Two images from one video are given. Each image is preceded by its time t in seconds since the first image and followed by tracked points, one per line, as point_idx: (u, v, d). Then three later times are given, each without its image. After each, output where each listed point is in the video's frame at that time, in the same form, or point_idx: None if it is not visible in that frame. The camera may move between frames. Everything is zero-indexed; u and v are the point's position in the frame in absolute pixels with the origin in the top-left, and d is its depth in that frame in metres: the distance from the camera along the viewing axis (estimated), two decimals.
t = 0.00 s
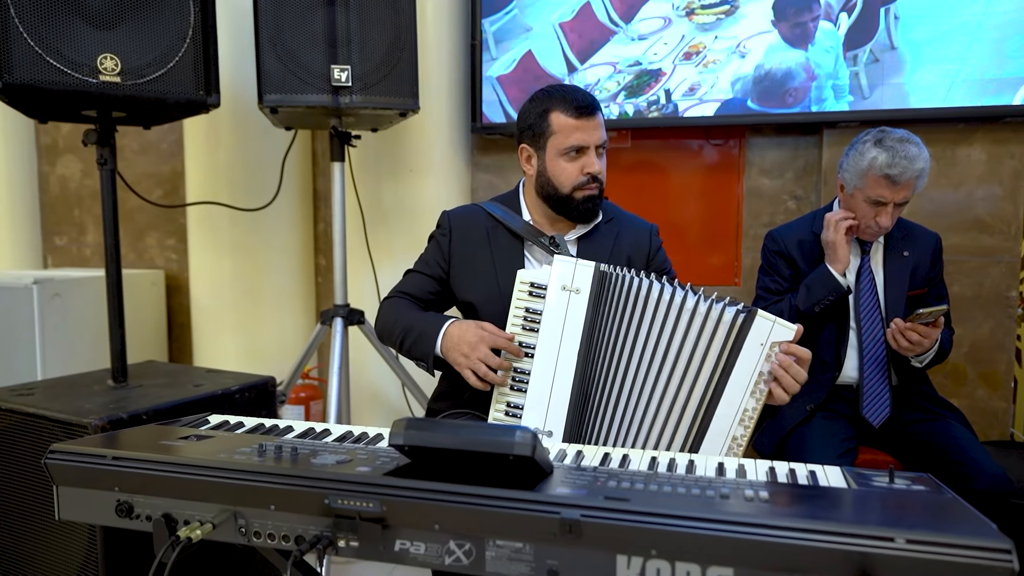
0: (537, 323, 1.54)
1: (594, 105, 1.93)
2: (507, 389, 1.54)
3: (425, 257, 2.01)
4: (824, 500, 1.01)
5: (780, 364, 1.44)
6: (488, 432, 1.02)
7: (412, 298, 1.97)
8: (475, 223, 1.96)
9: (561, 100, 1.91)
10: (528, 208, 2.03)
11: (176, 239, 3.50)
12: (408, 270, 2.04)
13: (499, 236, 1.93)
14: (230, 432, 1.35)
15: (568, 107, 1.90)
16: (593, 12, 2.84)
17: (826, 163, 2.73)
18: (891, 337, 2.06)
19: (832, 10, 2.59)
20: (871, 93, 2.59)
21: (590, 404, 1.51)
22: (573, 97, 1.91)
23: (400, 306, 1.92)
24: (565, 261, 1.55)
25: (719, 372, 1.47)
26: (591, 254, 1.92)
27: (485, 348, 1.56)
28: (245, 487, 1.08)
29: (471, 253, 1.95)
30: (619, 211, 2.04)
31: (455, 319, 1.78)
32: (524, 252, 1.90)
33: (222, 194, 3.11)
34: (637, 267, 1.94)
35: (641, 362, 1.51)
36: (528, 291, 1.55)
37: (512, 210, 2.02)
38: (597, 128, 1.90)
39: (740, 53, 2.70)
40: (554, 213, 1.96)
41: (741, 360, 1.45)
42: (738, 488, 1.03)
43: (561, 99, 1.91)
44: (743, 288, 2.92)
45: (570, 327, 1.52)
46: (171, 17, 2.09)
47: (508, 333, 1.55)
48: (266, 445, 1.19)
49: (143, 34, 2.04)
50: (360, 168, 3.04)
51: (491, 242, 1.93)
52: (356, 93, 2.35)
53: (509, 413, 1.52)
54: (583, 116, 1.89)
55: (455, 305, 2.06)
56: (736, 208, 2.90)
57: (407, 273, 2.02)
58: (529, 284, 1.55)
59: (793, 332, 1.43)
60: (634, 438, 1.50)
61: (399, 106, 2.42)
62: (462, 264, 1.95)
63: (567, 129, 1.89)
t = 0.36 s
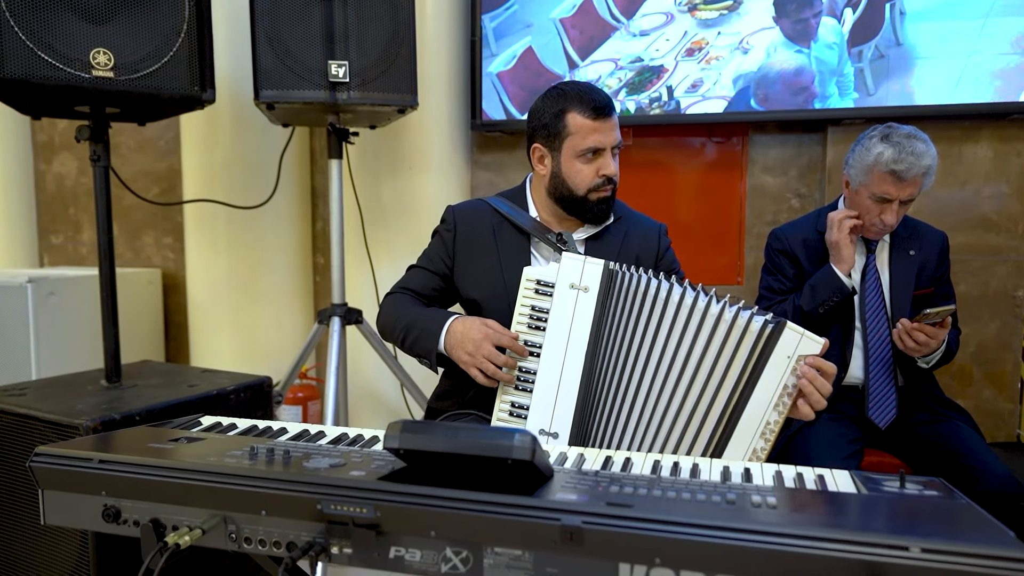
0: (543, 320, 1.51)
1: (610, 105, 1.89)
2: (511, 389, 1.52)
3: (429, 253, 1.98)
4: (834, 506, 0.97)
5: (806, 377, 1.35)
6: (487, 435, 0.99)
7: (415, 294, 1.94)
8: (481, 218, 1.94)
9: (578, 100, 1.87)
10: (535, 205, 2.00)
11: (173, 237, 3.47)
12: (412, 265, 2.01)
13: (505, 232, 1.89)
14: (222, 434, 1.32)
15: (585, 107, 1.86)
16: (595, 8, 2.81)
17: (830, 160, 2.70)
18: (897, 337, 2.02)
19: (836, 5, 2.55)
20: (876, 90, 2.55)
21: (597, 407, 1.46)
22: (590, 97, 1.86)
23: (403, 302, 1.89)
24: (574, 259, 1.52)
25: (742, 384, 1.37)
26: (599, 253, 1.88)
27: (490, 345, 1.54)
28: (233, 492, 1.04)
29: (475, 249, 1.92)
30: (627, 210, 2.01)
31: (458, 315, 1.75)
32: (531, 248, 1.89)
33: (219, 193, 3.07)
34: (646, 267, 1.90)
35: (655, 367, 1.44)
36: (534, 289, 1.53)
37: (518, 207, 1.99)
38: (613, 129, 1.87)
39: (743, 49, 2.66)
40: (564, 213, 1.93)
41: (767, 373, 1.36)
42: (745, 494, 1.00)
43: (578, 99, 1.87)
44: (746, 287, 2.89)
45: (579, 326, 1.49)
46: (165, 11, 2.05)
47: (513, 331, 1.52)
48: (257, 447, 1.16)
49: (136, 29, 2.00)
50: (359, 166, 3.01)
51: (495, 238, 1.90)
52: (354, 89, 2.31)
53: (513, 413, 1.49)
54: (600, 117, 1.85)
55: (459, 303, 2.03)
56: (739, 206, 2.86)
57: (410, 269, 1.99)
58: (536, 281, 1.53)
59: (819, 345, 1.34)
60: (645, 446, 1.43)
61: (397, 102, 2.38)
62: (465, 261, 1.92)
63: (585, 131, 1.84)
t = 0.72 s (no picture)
0: (549, 318, 1.49)
1: (620, 98, 1.82)
2: (514, 388, 1.49)
3: (432, 244, 1.92)
4: (858, 517, 0.92)
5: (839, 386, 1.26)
6: (490, 440, 0.94)
7: (417, 285, 1.88)
8: (487, 211, 1.88)
9: (588, 95, 1.80)
10: (543, 201, 1.95)
11: (166, 235, 3.41)
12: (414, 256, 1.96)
13: (512, 226, 1.84)
14: (212, 438, 1.26)
15: (594, 102, 1.79)
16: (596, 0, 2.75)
17: (836, 156, 2.65)
18: (908, 337, 1.96)
19: None
20: (883, 84, 2.50)
21: (606, 410, 1.40)
22: (599, 91, 1.79)
23: (403, 292, 1.84)
24: (582, 256, 1.48)
25: (764, 395, 1.28)
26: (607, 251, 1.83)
27: (491, 341, 1.51)
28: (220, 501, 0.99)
29: (480, 243, 1.86)
30: (638, 205, 1.95)
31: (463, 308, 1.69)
32: (539, 244, 1.83)
33: (213, 189, 3.01)
34: (656, 264, 1.84)
35: (670, 373, 1.35)
36: (541, 286, 1.50)
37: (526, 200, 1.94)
38: (624, 124, 1.80)
39: (748, 43, 2.61)
40: (573, 211, 1.88)
41: (793, 386, 1.26)
42: (762, 502, 0.94)
43: (588, 94, 1.80)
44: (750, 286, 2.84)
45: (587, 326, 1.44)
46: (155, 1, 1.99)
47: (519, 329, 1.50)
48: (247, 453, 1.10)
49: (125, 19, 1.94)
50: (356, 162, 2.94)
51: (501, 230, 1.85)
52: (350, 82, 2.25)
53: (518, 415, 1.46)
54: (609, 112, 1.78)
55: (462, 296, 1.98)
56: (743, 203, 2.81)
57: (413, 260, 1.94)
58: (542, 278, 1.50)
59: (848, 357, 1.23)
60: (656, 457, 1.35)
61: (395, 96, 2.33)
62: (469, 253, 1.87)
63: (594, 127, 1.78)
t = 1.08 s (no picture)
0: (545, 317, 1.41)
1: (617, 90, 1.76)
2: (509, 390, 1.42)
3: (423, 241, 1.86)
4: (876, 527, 0.87)
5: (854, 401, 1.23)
6: (485, 448, 0.88)
7: (408, 284, 1.82)
8: (479, 207, 1.83)
9: (583, 86, 1.74)
10: (537, 194, 1.89)
11: (149, 233, 3.33)
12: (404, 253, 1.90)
13: (506, 222, 1.78)
14: (189, 444, 1.19)
15: (589, 94, 1.73)
16: None
17: (834, 152, 2.60)
18: (910, 335, 1.92)
19: None
20: (881, 78, 2.46)
21: (605, 414, 1.35)
22: (595, 82, 1.73)
23: (393, 290, 1.78)
24: (580, 251, 1.41)
25: (779, 405, 1.23)
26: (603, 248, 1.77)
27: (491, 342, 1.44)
28: (196, 514, 0.92)
29: (472, 240, 1.80)
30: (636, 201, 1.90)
31: (457, 307, 1.64)
32: (533, 240, 1.77)
33: (197, 185, 2.94)
34: (654, 261, 1.79)
35: (679, 378, 1.30)
36: (537, 284, 1.42)
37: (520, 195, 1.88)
38: (621, 117, 1.74)
39: (745, 36, 2.56)
40: (567, 206, 1.82)
41: (811, 397, 1.21)
42: (774, 513, 0.89)
43: (583, 85, 1.74)
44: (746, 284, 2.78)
45: (586, 324, 1.38)
46: None
47: (514, 330, 1.43)
48: (225, 460, 1.04)
49: (103, 7, 1.87)
50: (344, 157, 2.87)
51: (495, 227, 1.79)
52: (337, 74, 2.18)
53: (513, 418, 1.39)
54: (605, 105, 1.72)
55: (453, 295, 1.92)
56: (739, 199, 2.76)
57: (402, 257, 1.88)
58: (538, 275, 1.43)
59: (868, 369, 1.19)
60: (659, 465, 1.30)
61: (383, 89, 2.26)
62: (461, 250, 1.81)
63: (589, 120, 1.72)
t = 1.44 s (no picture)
0: (527, 311, 1.38)
1: (599, 78, 1.71)
2: (491, 388, 1.38)
3: (401, 235, 1.81)
4: (877, 529, 0.83)
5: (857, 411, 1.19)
6: (467, 449, 0.83)
7: (388, 279, 1.77)
8: (461, 199, 1.78)
9: (563, 74, 1.69)
10: (519, 186, 1.85)
11: (122, 230, 3.24)
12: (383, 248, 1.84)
13: (487, 214, 1.75)
14: (156, 447, 1.14)
15: (569, 83, 1.68)
16: None
17: (818, 148, 2.58)
18: (900, 331, 1.91)
19: None
20: (867, 73, 2.44)
21: (592, 413, 1.31)
22: (575, 71, 1.69)
23: (371, 286, 1.72)
24: (564, 245, 1.38)
25: (777, 407, 1.18)
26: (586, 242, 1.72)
27: (467, 335, 1.41)
28: (161, 521, 0.87)
29: (452, 233, 1.76)
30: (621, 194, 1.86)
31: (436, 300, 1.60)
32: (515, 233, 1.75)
33: (171, 180, 2.84)
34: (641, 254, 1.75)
35: (671, 376, 1.25)
36: (519, 278, 1.40)
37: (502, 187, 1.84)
38: (602, 107, 1.69)
39: (730, 30, 2.53)
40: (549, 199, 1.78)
41: (811, 398, 1.16)
42: (771, 514, 0.84)
43: (563, 73, 1.69)
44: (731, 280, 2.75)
45: (569, 320, 1.35)
46: None
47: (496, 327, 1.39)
48: (193, 463, 0.98)
49: None
50: (323, 152, 2.81)
51: (477, 220, 1.75)
52: (315, 65, 2.12)
53: (495, 416, 1.35)
54: (586, 94, 1.67)
55: (434, 290, 1.86)
56: (725, 194, 2.74)
57: (381, 252, 1.82)
58: (519, 270, 1.40)
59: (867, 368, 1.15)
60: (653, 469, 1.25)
61: (361, 81, 2.20)
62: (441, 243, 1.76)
63: (569, 110, 1.68)
